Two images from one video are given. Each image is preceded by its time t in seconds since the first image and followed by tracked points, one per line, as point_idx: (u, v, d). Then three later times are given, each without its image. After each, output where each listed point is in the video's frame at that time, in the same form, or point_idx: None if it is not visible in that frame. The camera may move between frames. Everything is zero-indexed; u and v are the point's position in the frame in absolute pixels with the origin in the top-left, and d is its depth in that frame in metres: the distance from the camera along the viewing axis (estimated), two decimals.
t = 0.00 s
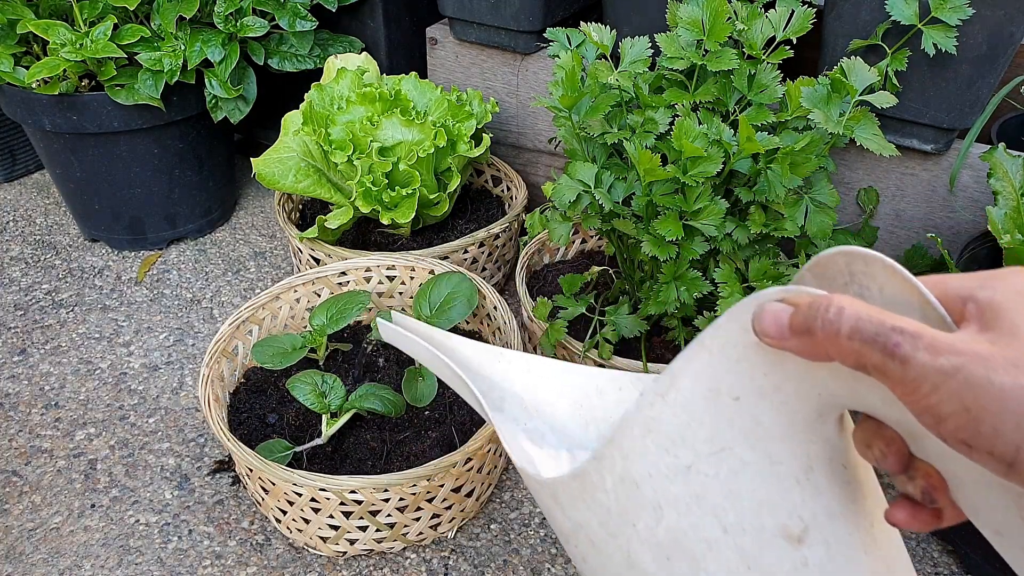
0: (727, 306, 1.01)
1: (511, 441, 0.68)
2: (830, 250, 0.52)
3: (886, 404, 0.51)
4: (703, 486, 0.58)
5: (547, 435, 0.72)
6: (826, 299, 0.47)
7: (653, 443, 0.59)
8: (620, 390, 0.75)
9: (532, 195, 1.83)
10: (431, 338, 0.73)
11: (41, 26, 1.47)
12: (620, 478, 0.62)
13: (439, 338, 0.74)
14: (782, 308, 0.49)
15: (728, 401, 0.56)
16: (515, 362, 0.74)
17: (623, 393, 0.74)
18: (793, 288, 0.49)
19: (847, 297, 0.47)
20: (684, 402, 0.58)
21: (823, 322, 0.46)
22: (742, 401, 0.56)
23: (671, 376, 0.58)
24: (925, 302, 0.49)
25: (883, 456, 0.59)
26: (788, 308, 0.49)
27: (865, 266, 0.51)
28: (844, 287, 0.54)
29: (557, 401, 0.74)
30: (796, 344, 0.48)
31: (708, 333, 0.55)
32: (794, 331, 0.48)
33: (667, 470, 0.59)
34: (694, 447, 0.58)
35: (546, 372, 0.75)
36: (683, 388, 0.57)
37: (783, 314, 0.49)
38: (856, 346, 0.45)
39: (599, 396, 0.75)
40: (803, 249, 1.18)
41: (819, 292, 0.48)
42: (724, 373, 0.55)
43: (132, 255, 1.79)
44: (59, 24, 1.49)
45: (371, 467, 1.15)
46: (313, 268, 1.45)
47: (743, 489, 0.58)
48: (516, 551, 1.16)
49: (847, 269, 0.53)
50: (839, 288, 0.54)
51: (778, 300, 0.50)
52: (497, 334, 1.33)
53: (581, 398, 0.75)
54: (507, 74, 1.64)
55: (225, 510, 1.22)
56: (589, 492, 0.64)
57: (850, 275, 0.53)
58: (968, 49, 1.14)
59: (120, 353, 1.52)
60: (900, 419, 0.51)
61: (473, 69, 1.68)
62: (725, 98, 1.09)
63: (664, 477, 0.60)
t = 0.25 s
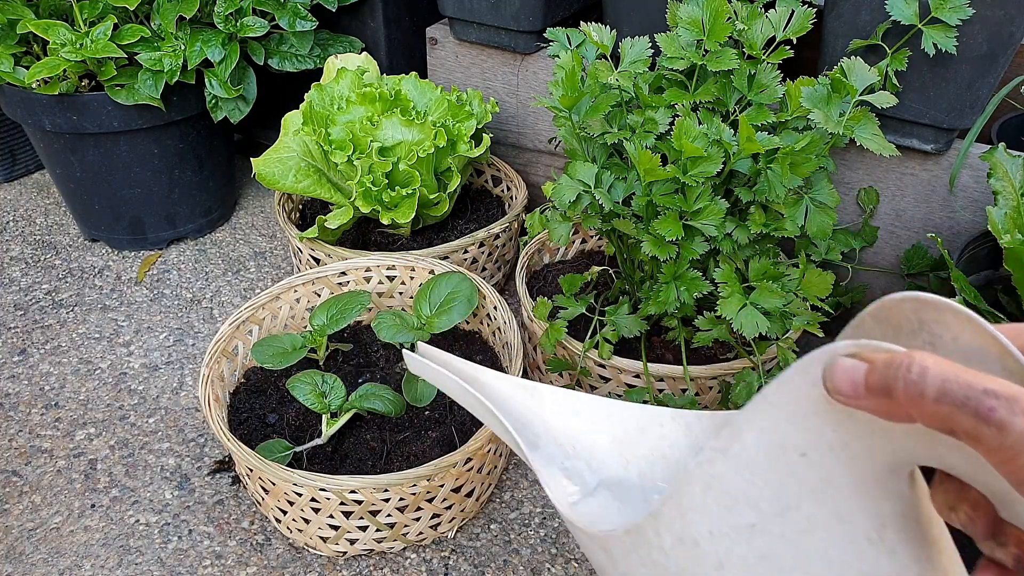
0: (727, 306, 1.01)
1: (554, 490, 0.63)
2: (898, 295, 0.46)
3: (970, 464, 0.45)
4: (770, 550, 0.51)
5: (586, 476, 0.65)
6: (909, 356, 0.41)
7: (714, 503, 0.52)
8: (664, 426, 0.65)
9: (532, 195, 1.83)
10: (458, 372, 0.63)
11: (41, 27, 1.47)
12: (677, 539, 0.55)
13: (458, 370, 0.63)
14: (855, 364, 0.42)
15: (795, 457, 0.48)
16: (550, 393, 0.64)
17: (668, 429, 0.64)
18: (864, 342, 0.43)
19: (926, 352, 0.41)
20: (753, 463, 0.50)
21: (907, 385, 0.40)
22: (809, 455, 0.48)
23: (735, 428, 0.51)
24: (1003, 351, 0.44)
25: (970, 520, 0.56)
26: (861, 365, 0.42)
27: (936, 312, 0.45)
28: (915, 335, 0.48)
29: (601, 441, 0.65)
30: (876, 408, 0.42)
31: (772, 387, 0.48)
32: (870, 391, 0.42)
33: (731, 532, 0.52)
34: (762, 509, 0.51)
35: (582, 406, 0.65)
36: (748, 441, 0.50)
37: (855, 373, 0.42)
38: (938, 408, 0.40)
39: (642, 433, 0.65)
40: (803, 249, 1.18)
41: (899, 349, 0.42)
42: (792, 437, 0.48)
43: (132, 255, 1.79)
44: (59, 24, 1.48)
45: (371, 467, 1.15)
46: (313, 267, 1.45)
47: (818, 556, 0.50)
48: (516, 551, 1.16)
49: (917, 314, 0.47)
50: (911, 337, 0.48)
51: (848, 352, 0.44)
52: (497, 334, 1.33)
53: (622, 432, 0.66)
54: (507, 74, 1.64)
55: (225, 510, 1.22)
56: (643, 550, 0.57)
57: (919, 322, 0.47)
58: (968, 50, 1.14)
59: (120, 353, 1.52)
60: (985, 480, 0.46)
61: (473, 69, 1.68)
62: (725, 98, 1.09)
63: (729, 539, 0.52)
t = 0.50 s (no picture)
0: (727, 306, 1.01)
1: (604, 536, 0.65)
2: (994, 345, 0.55)
3: None
4: None
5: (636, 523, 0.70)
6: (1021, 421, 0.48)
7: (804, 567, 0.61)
8: (715, 469, 0.75)
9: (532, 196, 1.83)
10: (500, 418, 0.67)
11: (41, 26, 1.47)
12: None
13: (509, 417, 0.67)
14: (963, 430, 0.50)
15: (886, 524, 0.59)
16: (595, 442, 0.70)
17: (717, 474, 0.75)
18: (967, 407, 0.51)
19: None
20: (827, 522, 0.60)
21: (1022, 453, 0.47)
22: (899, 521, 0.59)
23: (816, 496, 0.59)
24: None
25: None
26: (966, 429, 0.50)
27: None
28: (1005, 386, 0.56)
29: (650, 488, 0.72)
30: (980, 470, 0.50)
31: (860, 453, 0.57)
32: (977, 456, 0.49)
33: None
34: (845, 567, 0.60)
35: (631, 456, 0.72)
36: (828, 509, 0.60)
37: (961, 439, 0.50)
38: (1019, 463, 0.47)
39: (691, 476, 0.74)
40: (803, 249, 1.18)
41: (1007, 413, 0.49)
42: (865, 498, 0.59)
43: (132, 255, 1.79)
44: (59, 24, 1.48)
45: (371, 467, 1.15)
46: (313, 267, 1.45)
47: None
48: (516, 551, 1.16)
49: (1011, 363, 0.55)
50: (994, 384, 0.57)
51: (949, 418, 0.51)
52: (497, 334, 1.33)
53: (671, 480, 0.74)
54: (507, 74, 1.64)
55: (225, 510, 1.22)
56: None
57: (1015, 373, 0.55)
58: (968, 49, 1.14)
59: (119, 353, 1.52)
60: None
61: (473, 69, 1.68)
62: (725, 98, 1.09)
63: None
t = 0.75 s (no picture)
0: (726, 306, 1.01)
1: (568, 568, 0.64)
2: (975, 374, 0.53)
3: None
4: None
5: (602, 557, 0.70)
6: (1014, 462, 0.48)
7: None
8: (685, 501, 0.75)
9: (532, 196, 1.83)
10: (462, 452, 0.64)
11: (41, 26, 1.47)
12: None
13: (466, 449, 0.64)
14: (948, 469, 0.51)
15: (868, 565, 0.62)
16: (560, 474, 0.69)
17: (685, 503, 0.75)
18: (954, 445, 0.51)
19: None
20: (808, 563, 0.64)
21: (1014, 497, 0.48)
22: (882, 566, 0.61)
23: (797, 538, 0.64)
24: None
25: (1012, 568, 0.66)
26: (957, 471, 0.51)
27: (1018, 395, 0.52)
28: (989, 416, 0.55)
29: (618, 520, 0.72)
30: (970, 513, 0.52)
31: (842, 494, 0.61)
32: (966, 498, 0.51)
33: None
34: None
35: (597, 488, 0.71)
36: (809, 550, 0.63)
37: (952, 481, 0.51)
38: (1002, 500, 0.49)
39: (660, 510, 0.74)
40: (803, 249, 1.18)
41: (999, 453, 0.49)
42: (851, 538, 0.62)
43: (132, 255, 1.79)
44: (59, 24, 1.48)
45: (370, 467, 1.15)
46: (313, 267, 1.45)
47: None
48: (516, 551, 1.16)
49: (996, 396, 0.53)
50: (975, 412, 0.56)
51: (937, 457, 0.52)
52: (497, 334, 1.33)
53: (641, 513, 0.73)
54: (507, 74, 1.64)
55: (225, 510, 1.22)
56: None
57: (998, 406, 0.54)
58: (968, 50, 1.14)
59: (119, 353, 1.52)
60: None
61: (473, 69, 1.68)
62: (725, 98, 1.09)
63: None
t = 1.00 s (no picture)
0: (727, 306, 1.01)
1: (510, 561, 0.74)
2: (937, 387, 0.54)
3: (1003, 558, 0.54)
4: None
5: (558, 558, 0.79)
6: (973, 474, 0.47)
7: None
8: (642, 510, 0.82)
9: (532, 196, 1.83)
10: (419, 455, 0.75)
11: (41, 26, 1.47)
12: None
13: (422, 452, 0.76)
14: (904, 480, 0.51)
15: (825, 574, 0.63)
16: (517, 479, 0.80)
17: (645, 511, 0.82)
18: (912, 456, 0.51)
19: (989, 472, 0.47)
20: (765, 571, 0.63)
21: (973, 510, 0.47)
22: None
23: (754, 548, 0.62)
24: None
25: None
26: (915, 481, 0.51)
27: (981, 406, 0.53)
28: (948, 427, 0.56)
29: (572, 524, 0.81)
30: (929, 524, 0.50)
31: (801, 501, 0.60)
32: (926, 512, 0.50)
33: None
34: None
35: (552, 493, 0.81)
36: (766, 560, 0.62)
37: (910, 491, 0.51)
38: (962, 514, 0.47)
39: (618, 516, 0.82)
40: (803, 249, 1.18)
41: (958, 465, 0.48)
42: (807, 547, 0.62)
43: (132, 255, 1.79)
44: (59, 24, 1.48)
45: (371, 467, 1.15)
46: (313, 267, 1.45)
47: None
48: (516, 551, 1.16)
49: (954, 407, 0.54)
50: (935, 423, 0.56)
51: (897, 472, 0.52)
52: (497, 334, 1.33)
53: (597, 519, 0.82)
54: (507, 74, 1.64)
55: (225, 510, 1.22)
56: None
57: (960, 418, 0.55)
58: (969, 49, 1.14)
59: (120, 353, 1.52)
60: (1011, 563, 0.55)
61: (473, 69, 1.68)
62: (725, 98, 1.09)
63: None
